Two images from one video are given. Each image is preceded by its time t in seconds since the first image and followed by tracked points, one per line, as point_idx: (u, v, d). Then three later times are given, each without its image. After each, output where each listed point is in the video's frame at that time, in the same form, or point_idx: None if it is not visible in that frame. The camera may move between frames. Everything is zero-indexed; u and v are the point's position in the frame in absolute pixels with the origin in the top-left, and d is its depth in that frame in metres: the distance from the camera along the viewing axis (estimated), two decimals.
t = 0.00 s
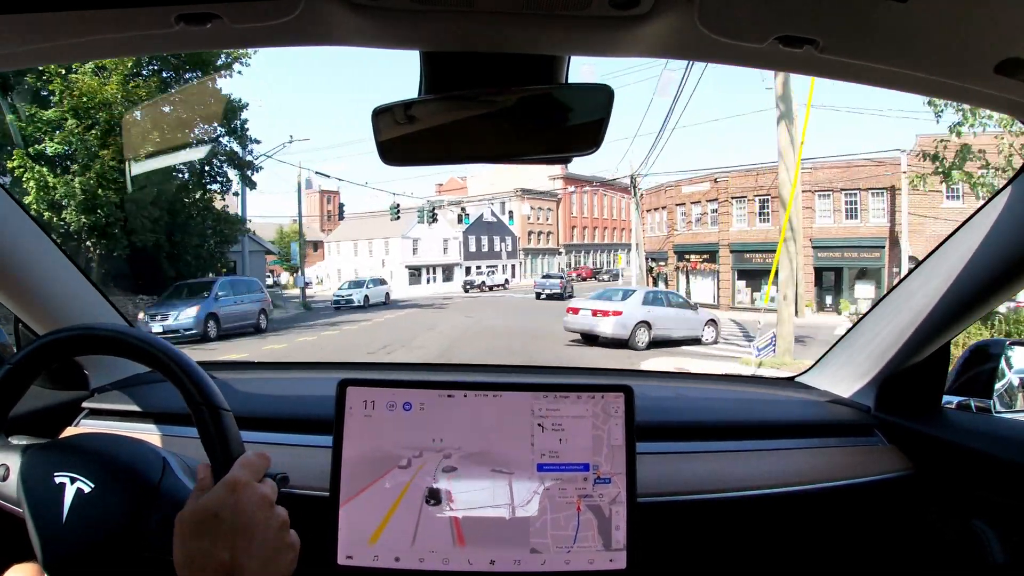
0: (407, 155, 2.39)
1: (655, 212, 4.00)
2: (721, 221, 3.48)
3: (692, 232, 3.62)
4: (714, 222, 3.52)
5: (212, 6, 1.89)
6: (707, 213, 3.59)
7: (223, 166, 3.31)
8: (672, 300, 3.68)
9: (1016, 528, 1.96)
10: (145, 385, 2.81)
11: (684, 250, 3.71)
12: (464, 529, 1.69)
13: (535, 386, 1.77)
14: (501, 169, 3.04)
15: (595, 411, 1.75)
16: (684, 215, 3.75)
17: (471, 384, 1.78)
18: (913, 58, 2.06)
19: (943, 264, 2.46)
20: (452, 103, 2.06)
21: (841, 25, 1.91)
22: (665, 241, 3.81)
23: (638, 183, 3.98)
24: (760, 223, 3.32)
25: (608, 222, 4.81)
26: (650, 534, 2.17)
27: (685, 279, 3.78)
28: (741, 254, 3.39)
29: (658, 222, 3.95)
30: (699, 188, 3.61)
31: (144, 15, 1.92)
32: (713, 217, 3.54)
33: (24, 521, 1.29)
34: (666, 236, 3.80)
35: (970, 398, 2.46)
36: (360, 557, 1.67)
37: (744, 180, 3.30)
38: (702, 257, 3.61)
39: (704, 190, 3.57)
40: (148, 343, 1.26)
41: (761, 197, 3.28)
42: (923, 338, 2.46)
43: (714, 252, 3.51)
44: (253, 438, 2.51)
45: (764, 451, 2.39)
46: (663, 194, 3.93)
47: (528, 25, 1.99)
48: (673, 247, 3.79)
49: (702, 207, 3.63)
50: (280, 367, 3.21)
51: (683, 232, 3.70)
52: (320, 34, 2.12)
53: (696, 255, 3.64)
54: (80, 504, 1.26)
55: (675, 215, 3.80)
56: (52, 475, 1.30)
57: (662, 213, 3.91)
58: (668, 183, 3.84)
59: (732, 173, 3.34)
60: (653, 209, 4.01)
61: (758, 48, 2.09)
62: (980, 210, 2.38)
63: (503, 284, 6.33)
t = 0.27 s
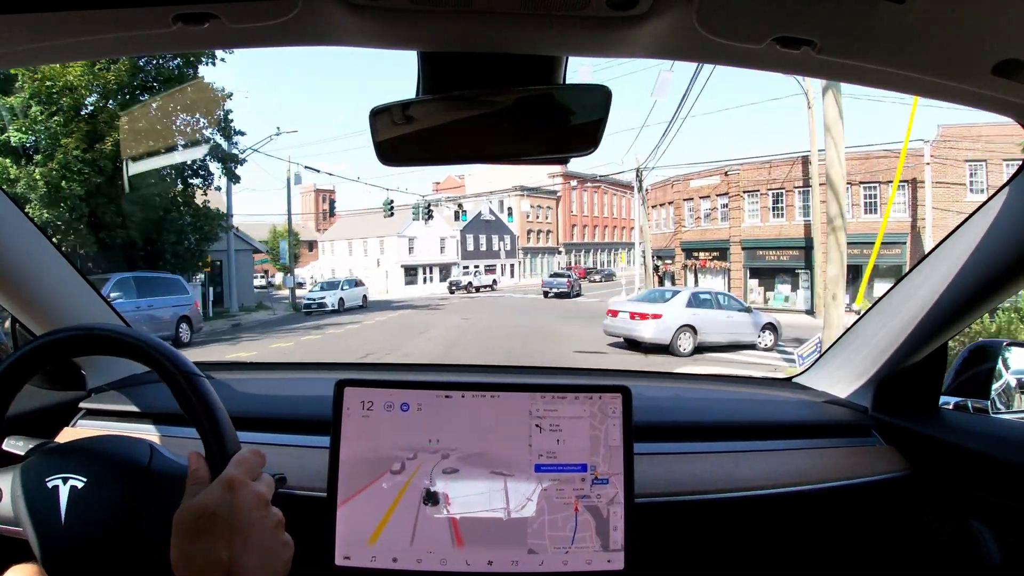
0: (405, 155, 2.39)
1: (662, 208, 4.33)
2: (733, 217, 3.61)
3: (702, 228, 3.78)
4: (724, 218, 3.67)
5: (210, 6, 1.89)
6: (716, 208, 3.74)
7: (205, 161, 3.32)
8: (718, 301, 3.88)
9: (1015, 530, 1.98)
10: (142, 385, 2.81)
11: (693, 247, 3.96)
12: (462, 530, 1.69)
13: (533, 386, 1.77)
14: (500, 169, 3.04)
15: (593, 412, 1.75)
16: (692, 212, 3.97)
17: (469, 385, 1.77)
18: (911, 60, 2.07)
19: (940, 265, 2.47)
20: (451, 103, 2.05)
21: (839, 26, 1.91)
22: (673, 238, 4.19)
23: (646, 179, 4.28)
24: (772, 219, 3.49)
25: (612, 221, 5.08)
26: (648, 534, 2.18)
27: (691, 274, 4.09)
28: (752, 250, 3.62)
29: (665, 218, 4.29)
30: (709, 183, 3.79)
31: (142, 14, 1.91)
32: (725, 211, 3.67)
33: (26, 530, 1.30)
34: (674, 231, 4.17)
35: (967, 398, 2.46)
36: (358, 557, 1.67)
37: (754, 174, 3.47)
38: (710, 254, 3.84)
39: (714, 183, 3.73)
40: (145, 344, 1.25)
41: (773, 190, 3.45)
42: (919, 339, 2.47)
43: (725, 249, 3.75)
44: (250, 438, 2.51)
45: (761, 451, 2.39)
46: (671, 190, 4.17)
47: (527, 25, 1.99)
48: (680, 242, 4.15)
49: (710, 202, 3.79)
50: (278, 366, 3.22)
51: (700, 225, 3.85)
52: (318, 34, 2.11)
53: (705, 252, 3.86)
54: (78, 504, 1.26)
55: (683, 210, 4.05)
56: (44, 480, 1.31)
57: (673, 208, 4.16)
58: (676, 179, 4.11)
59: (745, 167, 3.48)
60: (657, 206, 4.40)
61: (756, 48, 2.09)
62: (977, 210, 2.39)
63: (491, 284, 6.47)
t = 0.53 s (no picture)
0: (403, 156, 2.39)
1: (672, 202, 4.18)
2: (749, 212, 3.60)
3: (716, 224, 3.74)
4: (739, 214, 3.63)
5: (208, 6, 1.89)
6: (731, 202, 3.65)
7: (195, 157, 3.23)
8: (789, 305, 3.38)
9: (1012, 529, 1.99)
10: (138, 386, 2.80)
11: (706, 244, 3.95)
12: (460, 531, 1.69)
13: (530, 387, 1.77)
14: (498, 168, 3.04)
15: (590, 412, 1.75)
16: (705, 207, 3.87)
17: (466, 386, 1.77)
18: (910, 61, 2.07)
19: (937, 265, 2.47)
20: (448, 104, 2.05)
21: (837, 27, 1.92)
22: (684, 235, 4.09)
23: (655, 174, 4.07)
24: (792, 213, 3.47)
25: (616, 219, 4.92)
26: (646, 535, 2.17)
27: (704, 272, 4.09)
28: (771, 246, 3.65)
29: (675, 213, 4.17)
30: (723, 175, 3.63)
31: (140, 14, 1.91)
32: (740, 207, 3.62)
33: (23, 532, 1.30)
34: (685, 228, 4.06)
35: (964, 399, 2.46)
36: (355, 558, 1.67)
37: (772, 166, 3.43)
38: (726, 252, 3.86)
39: (728, 176, 3.59)
40: (141, 344, 1.25)
41: (794, 183, 3.44)
42: (917, 339, 2.46)
43: (741, 245, 3.78)
44: (248, 438, 2.50)
45: (760, 452, 2.39)
46: (680, 185, 4.02)
47: (525, 25, 1.99)
48: (692, 240, 4.10)
49: (725, 196, 3.66)
50: (276, 367, 3.22)
51: (714, 221, 3.78)
52: (316, 34, 2.11)
53: (721, 248, 3.88)
54: (74, 506, 1.26)
55: (695, 205, 3.96)
56: (38, 481, 1.31)
57: (685, 203, 4.06)
58: (686, 173, 3.93)
59: (761, 158, 3.42)
60: (667, 202, 4.23)
61: (753, 49, 2.09)
62: (976, 210, 2.38)
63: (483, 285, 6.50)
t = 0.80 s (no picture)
0: (402, 155, 2.39)
1: (686, 197, 4.07)
2: (772, 205, 3.73)
3: (736, 218, 3.73)
4: (761, 207, 3.67)
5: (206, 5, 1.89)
6: (751, 195, 3.66)
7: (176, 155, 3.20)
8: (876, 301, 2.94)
9: (1008, 526, 2.02)
10: (137, 386, 2.80)
11: (725, 240, 3.89)
12: (459, 530, 1.69)
13: (529, 386, 1.77)
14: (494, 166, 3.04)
15: (589, 411, 1.74)
16: (730, 201, 3.76)
17: (464, 385, 1.77)
18: (909, 61, 2.07)
19: (936, 264, 2.48)
20: (446, 104, 2.05)
21: (836, 26, 1.92)
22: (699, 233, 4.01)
23: (669, 165, 3.93)
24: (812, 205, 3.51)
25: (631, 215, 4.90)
26: (644, 534, 2.18)
27: (719, 269, 4.21)
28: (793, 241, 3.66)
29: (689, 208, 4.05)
30: (742, 167, 3.51)
31: (138, 14, 1.91)
32: (760, 200, 3.67)
33: (23, 532, 1.30)
34: (701, 223, 3.95)
35: (961, 399, 2.48)
36: (353, 558, 1.67)
37: (795, 155, 3.43)
38: (745, 248, 3.85)
39: (748, 167, 3.48)
40: (140, 344, 1.25)
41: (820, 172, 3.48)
42: (915, 338, 2.47)
43: (762, 241, 3.81)
44: (248, 438, 2.51)
45: (758, 451, 2.40)
46: (689, 181, 3.90)
47: (525, 25, 1.99)
48: (707, 236, 3.99)
49: (744, 188, 3.63)
50: (276, 367, 3.22)
51: (732, 215, 3.74)
52: (314, 34, 2.11)
53: (741, 246, 3.84)
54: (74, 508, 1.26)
55: (711, 198, 3.82)
56: (37, 481, 1.31)
57: (701, 196, 3.89)
58: (701, 165, 3.77)
59: (784, 147, 3.35)
60: (681, 196, 4.13)
61: (752, 49, 2.09)
62: (974, 210, 2.39)
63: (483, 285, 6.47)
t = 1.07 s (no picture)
0: (402, 155, 2.39)
1: (703, 190, 4.04)
2: (797, 198, 3.19)
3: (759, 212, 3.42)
4: (786, 200, 3.27)
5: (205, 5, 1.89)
6: (775, 187, 3.33)
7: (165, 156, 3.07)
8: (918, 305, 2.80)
9: (1008, 525, 2.01)
10: (137, 386, 2.79)
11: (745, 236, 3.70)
12: (459, 530, 1.69)
13: (530, 386, 1.77)
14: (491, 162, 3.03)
15: (588, 411, 1.74)
16: (741, 195, 3.61)
17: (464, 384, 1.77)
18: (909, 60, 2.07)
19: (936, 263, 2.48)
20: (446, 104, 2.05)
21: (835, 26, 1.92)
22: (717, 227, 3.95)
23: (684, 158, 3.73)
24: (849, 198, 3.01)
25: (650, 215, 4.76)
26: (645, 534, 2.18)
27: (740, 267, 3.99)
28: (822, 238, 3.24)
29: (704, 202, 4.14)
30: (766, 157, 3.33)
31: (137, 14, 1.91)
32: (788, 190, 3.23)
33: (21, 529, 1.29)
34: (720, 219, 3.88)
35: (961, 397, 2.48)
36: (354, 558, 1.67)
37: (823, 144, 3.03)
38: (766, 244, 3.59)
39: (773, 157, 3.30)
40: (141, 344, 1.25)
41: (849, 163, 2.97)
42: (914, 337, 2.47)
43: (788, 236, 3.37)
44: (248, 438, 2.51)
45: (758, 450, 2.40)
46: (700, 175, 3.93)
47: (525, 25, 1.99)
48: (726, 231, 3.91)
49: (768, 180, 3.37)
50: (276, 367, 3.22)
51: (755, 211, 3.49)
52: (314, 34, 2.11)
53: (761, 243, 3.63)
54: (74, 509, 1.26)
55: (731, 190, 3.69)
56: (38, 481, 1.30)
57: (718, 188, 3.85)
58: (720, 157, 3.65)
59: (812, 135, 3.04)
60: (701, 187, 4.07)
61: (751, 48, 2.09)
62: (974, 208, 2.39)
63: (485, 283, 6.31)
